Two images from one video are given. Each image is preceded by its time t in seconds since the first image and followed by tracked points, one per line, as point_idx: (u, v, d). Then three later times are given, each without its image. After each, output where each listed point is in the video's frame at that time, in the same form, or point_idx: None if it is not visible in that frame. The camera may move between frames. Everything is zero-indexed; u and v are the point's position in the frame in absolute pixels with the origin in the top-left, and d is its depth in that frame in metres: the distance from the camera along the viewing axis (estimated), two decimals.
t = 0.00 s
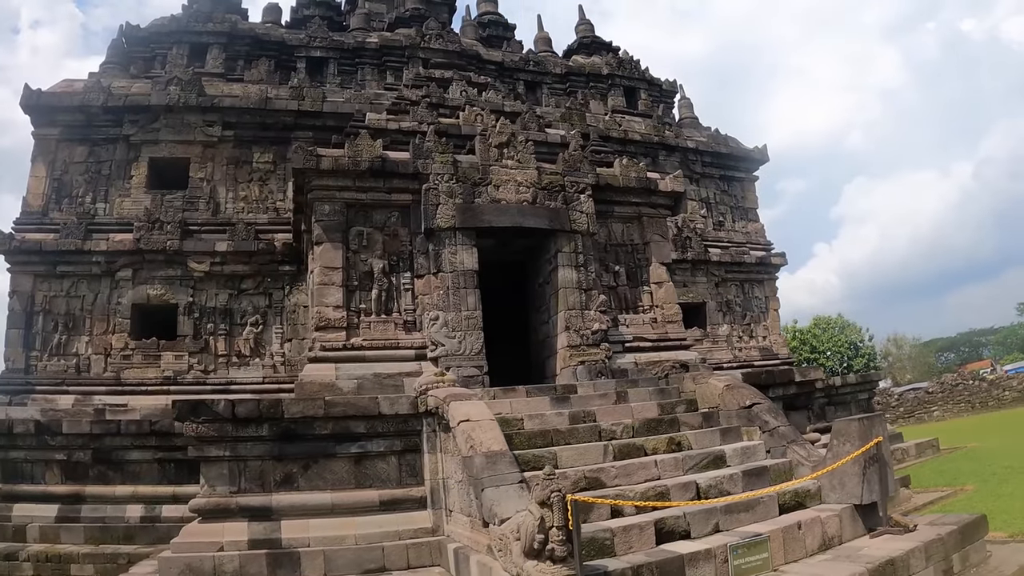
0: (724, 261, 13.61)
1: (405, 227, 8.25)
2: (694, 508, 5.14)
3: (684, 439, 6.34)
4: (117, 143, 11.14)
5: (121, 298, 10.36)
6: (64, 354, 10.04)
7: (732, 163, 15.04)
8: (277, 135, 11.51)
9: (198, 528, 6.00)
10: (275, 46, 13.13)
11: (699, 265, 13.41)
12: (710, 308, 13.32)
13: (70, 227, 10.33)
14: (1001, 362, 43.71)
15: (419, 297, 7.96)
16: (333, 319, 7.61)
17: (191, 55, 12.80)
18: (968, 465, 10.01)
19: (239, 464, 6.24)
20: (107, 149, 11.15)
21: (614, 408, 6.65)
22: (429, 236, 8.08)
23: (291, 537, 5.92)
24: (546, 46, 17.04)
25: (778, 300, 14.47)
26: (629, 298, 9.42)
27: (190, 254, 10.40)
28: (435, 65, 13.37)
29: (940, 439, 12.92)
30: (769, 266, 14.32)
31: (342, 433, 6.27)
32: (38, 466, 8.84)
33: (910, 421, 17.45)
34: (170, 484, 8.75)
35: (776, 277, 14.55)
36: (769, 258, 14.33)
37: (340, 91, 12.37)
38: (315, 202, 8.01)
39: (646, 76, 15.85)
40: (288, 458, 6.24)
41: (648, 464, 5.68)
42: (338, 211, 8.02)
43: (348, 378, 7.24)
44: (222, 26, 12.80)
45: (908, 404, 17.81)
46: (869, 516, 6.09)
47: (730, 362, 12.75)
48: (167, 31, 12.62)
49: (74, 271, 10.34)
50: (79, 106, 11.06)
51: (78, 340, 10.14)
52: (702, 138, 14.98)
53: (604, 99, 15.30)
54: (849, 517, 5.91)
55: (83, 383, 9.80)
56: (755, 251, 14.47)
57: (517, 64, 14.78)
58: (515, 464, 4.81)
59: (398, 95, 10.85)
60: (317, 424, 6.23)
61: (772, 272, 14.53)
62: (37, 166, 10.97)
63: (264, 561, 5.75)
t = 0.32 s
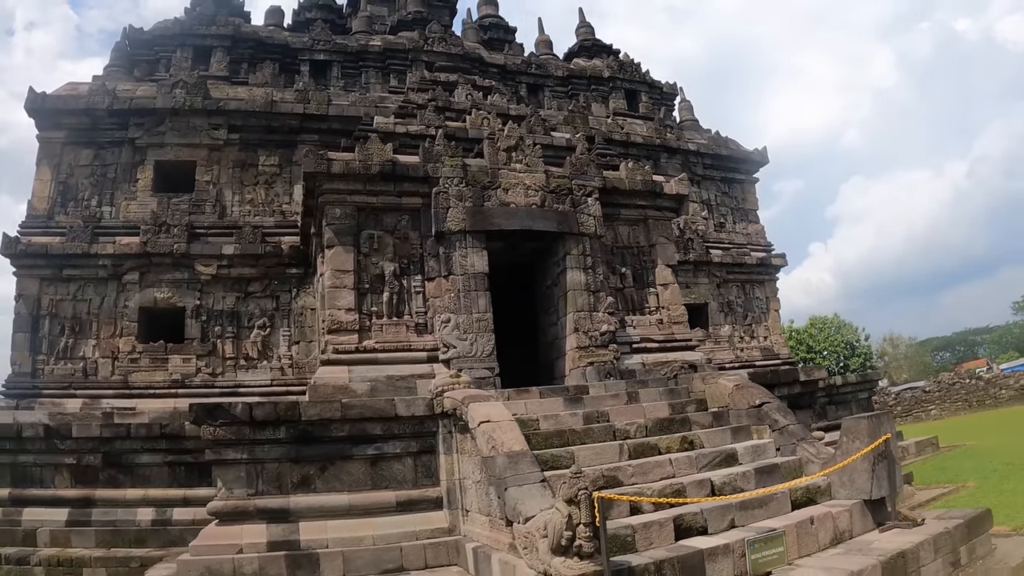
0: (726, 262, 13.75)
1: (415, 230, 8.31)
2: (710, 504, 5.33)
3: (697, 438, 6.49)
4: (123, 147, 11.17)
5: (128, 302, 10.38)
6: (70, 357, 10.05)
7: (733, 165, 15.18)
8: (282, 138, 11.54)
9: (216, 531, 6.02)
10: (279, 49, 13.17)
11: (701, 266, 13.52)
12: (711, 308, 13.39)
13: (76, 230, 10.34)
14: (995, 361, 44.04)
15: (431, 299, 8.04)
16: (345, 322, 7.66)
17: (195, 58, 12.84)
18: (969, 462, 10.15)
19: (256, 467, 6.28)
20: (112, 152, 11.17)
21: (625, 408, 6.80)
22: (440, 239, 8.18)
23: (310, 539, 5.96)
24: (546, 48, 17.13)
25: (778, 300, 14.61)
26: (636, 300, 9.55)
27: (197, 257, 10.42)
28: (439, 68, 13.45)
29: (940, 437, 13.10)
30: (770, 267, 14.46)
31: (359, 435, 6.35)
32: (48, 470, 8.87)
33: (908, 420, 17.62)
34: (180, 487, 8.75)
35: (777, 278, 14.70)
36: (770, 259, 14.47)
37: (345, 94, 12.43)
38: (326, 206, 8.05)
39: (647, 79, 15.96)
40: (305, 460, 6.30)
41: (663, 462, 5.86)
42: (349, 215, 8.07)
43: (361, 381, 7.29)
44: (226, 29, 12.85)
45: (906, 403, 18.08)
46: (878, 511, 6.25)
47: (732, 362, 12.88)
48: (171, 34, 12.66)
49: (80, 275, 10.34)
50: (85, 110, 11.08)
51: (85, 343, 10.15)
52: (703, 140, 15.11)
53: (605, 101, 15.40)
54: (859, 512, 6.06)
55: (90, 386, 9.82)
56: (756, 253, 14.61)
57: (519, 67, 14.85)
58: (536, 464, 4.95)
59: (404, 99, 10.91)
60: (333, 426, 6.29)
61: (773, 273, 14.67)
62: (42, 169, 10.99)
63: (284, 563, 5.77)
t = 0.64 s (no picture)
0: (730, 259, 13.86)
1: (429, 227, 8.33)
2: (733, 494, 5.48)
3: (714, 431, 6.62)
4: (130, 145, 11.15)
5: (136, 301, 10.35)
6: (78, 356, 10.02)
7: (735, 163, 15.27)
8: (290, 136, 11.53)
9: (238, 529, 6.00)
10: (284, 47, 13.17)
11: (705, 264, 13.61)
12: (716, 305, 13.46)
13: (83, 229, 10.30)
14: (989, 357, 44.37)
15: (445, 296, 8.09)
16: (360, 319, 7.68)
17: (200, 56, 12.86)
18: (973, 455, 10.29)
19: (277, 464, 6.28)
20: (119, 150, 11.15)
21: (642, 403, 6.89)
22: (453, 237, 8.23)
23: (332, 535, 5.98)
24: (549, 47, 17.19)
25: (781, 297, 14.72)
26: (645, 296, 9.65)
27: (205, 255, 10.42)
28: (444, 67, 13.47)
29: (941, 431, 13.24)
30: (773, 264, 14.57)
31: (379, 431, 6.39)
32: (59, 470, 8.83)
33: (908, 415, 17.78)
34: (193, 486, 8.66)
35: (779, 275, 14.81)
36: (772, 256, 14.58)
37: (352, 92, 12.44)
38: (340, 203, 8.06)
39: (650, 77, 16.03)
40: (326, 457, 6.33)
41: (683, 454, 6.00)
42: (363, 212, 8.08)
43: (378, 378, 7.32)
44: (231, 28, 12.86)
45: (904, 399, 18.28)
46: (893, 500, 6.35)
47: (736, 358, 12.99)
48: (177, 32, 12.69)
49: (88, 274, 10.31)
50: (91, 107, 11.05)
51: (93, 342, 10.12)
52: (705, 138, 15.20)
53: (609, 100, 15.46)
54: (875, 502, 6.17)
55: (99, 386, 9.80)
56: (758, 250, 14.71)
57: (523, 65, 14.90)
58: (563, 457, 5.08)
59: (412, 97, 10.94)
60: (354, 423, 6.32)
61: (775, 270, 14.78)
62: (47, 168, 10.95)
63: (307, 559, 5.76)
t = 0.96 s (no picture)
0: (734, 261, 13.96)
1: (443, 229, 8.36)
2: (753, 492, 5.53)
3: (730, 431, 6.69)
4: (138, 146, 11.14)
5: (145, 302, 10.33)
6: (88, 358, 9.99)
7: (739, 165, 15.37)
8: (298, 138, 11.54)
9: (259, 531, 6.00)
10: (292, 49, 13.18)
11: (710, 266, 13.71)
12: (721, 306, 13.55)
13: (92, 230, 10.27)
14: (984, 358, 44.71)
15: (460, 298, 8.13)
16: (376, 322, 7.71)
17: (207, 57, 12.88)
18: (976, 454, 10.41)
19: (298, 466, 6.29)
20: (127, 151, 11.14)
21: (658, 404, 6.94)
22: (468, 239, 8.28)
23: (353, 537, 5.99)
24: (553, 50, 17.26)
25: (784, 299, 14.82)
26: (655, 298, 9.72)
27: (215, 257, 10.42)
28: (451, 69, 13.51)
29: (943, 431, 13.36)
30: (776, 265, 14.67)
31: (399, 433, 6.43)
32: (70, 473, 8.79)
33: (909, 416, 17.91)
34: (205, 488, 8.66)
35: (782, 277, 14.91)
36: (776, 258, 14.68)
37: (360, 94, 12.46)
38: (355, 206, 8.08)
39: (654, 80, 16.10)
40: (347, 459, 6.35)
41: (702, 454, 6.06)
42: (378, 215, 8.10)
43: (395, 380, 7.35)
44: (239, 29, 12.87)
45: (904, 399, 18.43)
46: (907, 498, 6.43)
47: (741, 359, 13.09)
48: (184, 33, 12.70)
49: (97, 275, 10.28)
50: (99, 108, 11.02)
51: (102, 344, 10.10)
52: (710, 141, 15.29)
53: (614, 102, 15.53)
54: (889, 499, 6.24)
55: (109, 388, 9.77)
56: (762, 252, 14.81)
57: (528, 68, 14.96)
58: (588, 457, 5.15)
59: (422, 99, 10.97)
60: (374, 425, 6.36)
61: (779, 272, 14.89)
62: (55, 169, 10.92)
63: (329, 561, 5.74)
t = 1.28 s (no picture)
0: (735, 262, 14.14)
1: (453, 231, 8.48)
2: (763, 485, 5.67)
3: (738, 428, 6.84)
4: (146, 147, 11.21)
5: (154, 303, 10.40)
6: (97, 359, 10.05)
7: (739, 167, 15.54)
8: (306, 140, 11.64)
9: (279, 528, 6.09)
10: (297, 51, 13.28)
11: (711, 267, 13.88)
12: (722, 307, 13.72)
13: (102, 231, 10.33)
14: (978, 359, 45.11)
15: (470, 299, 8.25)
16: (389, 322, 7.81)
17: (213, 59, 12.96)
18: (974, 451, 10.60)
19: (316, 464, 6.38)
20: (135, 153, 11.20)
21: (668, 402, 7.08)
22: (478, 241, 8.40)
23: (371, 533, 6.09)
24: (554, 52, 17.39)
25: (784, 299, 15.00)
26: (661, 299, 9.86)
27: (224, 258, 10.50)
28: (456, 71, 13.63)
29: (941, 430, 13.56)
30: (776, 267, 14.84)
31: (415, 432, 6.55)
32: (81, 473, 8.84)
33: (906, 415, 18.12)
34: (217, 488, 8.75)
35: (782, 278, 15.09)
36: (775, 260, 14.86)
37: (366, 97, 12.55)
38: (367, 208, 8.18)
39: (655, 83, 16.26)
40: (364, 458, 6.46)
41: (713, 450, 6.21)
42: (390, 216, 8.21)
43: (408, 379, 7.46)
44: (244, 31, 12.96)
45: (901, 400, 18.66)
46: (909, 492, 6.59)
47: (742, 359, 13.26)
48: (190, 35, 12.78)
49: (106, 276, 10.34)
50: (107, 110, 11.07)
51: (111, 345, 10.16)
52: (710, 144, 15.45)
53: (615, 105, 15.68)
54: (893, 493, 6.40)
55: (118, 388, 9.83)
56: (762, 253, 14.98)
57: (531, 71, 15.10)
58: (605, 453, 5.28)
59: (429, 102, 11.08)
60: (391, 424, 6.47)
61: (779, 273, 15.06)
62: (63, 170, 10.97)
63: (348, 558, 5.84)
